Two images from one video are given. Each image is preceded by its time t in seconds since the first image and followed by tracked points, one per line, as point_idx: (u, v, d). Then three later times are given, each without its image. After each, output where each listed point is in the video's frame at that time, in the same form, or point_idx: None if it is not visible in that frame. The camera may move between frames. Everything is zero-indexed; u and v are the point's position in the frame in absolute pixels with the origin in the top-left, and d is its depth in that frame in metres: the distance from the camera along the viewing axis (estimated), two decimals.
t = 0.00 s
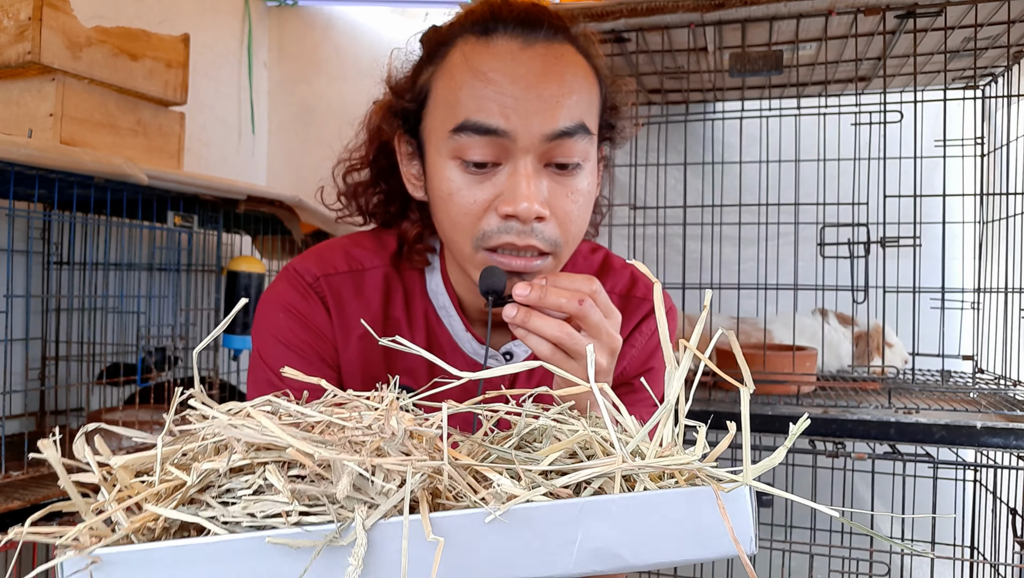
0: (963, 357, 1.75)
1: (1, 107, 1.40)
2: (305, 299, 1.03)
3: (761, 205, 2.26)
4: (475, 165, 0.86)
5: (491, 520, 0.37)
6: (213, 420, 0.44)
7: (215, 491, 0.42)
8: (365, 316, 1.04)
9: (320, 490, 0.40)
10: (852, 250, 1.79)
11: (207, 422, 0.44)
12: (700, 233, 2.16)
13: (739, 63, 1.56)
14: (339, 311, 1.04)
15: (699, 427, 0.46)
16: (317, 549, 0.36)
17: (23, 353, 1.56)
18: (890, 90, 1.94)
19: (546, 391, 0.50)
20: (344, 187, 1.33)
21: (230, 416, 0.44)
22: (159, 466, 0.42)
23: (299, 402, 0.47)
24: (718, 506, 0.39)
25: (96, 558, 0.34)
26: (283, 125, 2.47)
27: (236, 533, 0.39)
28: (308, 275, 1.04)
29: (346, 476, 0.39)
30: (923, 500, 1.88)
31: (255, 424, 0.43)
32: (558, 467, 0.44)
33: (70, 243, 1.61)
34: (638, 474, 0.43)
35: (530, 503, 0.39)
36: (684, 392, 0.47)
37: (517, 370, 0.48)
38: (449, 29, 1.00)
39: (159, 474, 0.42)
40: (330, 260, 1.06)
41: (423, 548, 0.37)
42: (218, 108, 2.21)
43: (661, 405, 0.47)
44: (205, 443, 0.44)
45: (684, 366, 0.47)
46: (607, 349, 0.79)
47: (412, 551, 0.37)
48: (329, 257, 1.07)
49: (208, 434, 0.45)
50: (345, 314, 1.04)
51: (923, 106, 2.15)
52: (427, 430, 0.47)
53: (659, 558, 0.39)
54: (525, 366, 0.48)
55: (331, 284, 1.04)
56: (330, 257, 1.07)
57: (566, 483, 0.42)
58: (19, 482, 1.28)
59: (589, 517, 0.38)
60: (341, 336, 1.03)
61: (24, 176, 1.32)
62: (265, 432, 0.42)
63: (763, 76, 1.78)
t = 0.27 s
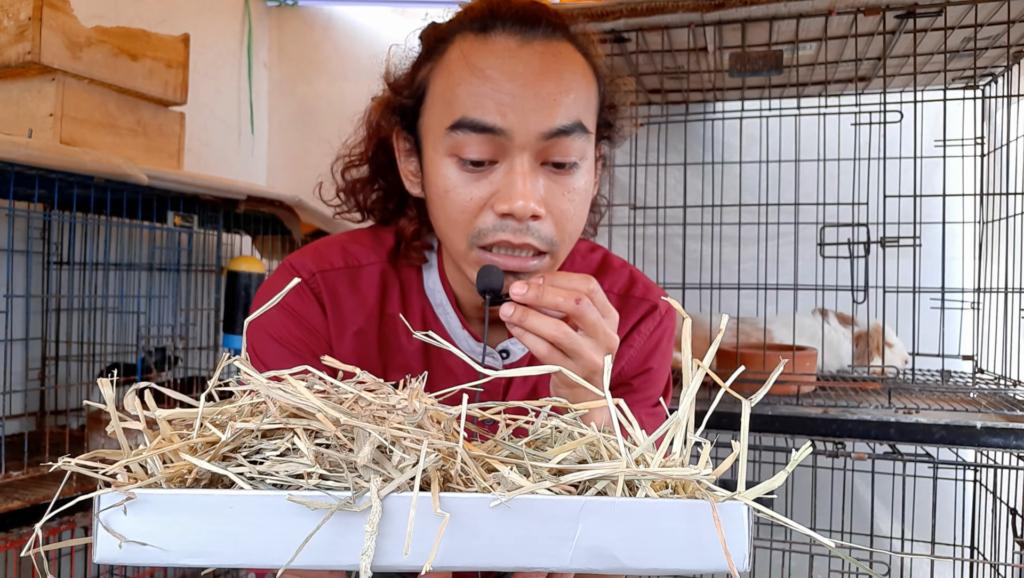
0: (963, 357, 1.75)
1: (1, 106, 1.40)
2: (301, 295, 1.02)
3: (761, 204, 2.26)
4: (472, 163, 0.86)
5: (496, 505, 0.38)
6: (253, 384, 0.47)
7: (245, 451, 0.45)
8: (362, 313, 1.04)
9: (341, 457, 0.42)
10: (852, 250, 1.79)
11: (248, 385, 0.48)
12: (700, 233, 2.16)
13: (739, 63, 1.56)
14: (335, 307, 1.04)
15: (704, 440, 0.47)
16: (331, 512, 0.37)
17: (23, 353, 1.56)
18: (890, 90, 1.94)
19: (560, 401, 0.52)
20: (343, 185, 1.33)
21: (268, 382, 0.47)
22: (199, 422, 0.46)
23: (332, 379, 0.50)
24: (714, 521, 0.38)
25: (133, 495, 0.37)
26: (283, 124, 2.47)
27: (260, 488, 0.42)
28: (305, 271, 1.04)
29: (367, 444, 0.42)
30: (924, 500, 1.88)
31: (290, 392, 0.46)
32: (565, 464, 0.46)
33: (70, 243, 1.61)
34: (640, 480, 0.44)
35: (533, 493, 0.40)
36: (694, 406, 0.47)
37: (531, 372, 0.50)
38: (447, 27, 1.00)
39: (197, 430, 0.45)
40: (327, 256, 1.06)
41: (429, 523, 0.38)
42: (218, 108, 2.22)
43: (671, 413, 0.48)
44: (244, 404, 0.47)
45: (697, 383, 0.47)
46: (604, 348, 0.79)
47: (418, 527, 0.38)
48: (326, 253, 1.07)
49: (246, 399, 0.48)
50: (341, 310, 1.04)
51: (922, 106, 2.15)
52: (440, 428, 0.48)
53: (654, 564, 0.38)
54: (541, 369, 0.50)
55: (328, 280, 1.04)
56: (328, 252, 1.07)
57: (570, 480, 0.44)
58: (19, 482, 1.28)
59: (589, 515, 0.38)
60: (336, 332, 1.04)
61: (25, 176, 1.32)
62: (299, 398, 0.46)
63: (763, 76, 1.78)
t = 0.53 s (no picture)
0: (963, 357, 1.74)
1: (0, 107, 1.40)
2: (297, 296, 1.02)
3: (761, 204, 2.26)
4: (464, 166, 0.86)
5: (493, 494, 0.38)
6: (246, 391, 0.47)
7: (241, 455, 0.45)
8: (358, 314, 1.04)
9: (337, 455, 0.42)
10: (852, 250, 1.79)
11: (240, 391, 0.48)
12: (700, 233, 2.16)
13: (739, 63, 1.56)
14: (331, 309, 1.04)
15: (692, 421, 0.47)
16: (329, 510, 0.37)
17: (23, 353, 1.56)
18: (890, 90, 1.94)
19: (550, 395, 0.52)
20: (338, 186, 1.33)
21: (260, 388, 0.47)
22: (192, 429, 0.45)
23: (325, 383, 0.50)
24: (707, 495, 0.39)
25: (130, 505, 0.36)
26: (281, 124, 2.47)
27: (256, 491, 0.41)
28: (301, 272, 1.04)
29: (362, 440, 0.42)
30: (924, 500, 1.88)
31: (283, 395, 0.46)
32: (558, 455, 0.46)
33: (70, 243, 1.62)
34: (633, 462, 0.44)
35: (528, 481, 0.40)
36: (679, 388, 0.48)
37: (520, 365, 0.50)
38: (438, 28, 1.00)
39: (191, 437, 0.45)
40: (323, 258, 1.06)
41: (428, 516, 0.38)
42: (217, 107, 2.21)
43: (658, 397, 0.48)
44: (236, 411, 0.47)
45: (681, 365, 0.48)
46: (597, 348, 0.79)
47: (417, 520, 0.38)
48: (322, 254, 1.07)
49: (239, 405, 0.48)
50: (337, 311, 1.04)
51: (923, 106, 2.15)
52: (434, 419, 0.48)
53: (649, 543, 0.39)
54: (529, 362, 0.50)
55: (324, 282, 1.04)
56: (324, 254, 1.07)
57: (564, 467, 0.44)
58: (19, 482, 1.28)
59: (584, 498, 0.39)
60: (332, 333, 1.04)
61: (24, 176, 1.32)
62: (291, 401, 0.45)
63: (763, 76, 1.78)
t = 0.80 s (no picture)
0: (963, 357, 1.74)
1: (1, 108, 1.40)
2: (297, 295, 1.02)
3: (761, 205, 2.26)
4: (461, 167, 0.86)
5: (515, 497, 0.38)
6: (268, 396, 0.47)
7: (266, 462, 0.45)
8: (358, 313, 1.04)
9: (362, 460, 0.42)
10: (851, 250, 1.79)
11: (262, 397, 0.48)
12: (700, 233, 2.16)
13: (739, 63, 1.56)
14: (331, 307, 1.04)
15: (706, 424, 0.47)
16: (357, 514, 0.37)
17: (23, 353, 1.56)
18: (891, 90, 1.94)
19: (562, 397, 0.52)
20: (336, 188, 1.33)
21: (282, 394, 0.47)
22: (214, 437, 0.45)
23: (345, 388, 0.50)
24: (723, 496, 0.40)
25: (157, 512, 0.37)
26: (281, 125, 2.47)
27: (282, 497, 0.41)
28: (301, 271, 1.04)
29: (387, 446, 0.42)
30: (924, 500, 1.88)
31: (307, 400, 0.46)
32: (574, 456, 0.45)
33: (70, 243, 1.62)
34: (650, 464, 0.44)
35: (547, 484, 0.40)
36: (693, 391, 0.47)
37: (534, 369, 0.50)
38: (434, 28, 1.00)
39: (214, 443, 0.45)
40: (323, 256, 1.06)
41: (455, 521, 0.38)
42: (217, 107, 2.21)
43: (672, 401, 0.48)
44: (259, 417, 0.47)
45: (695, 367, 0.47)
46: (599, 348, 0.79)
47: (444, 525, 0.38)
48: (322, 253, 1.07)
49: (260, 410, 0.48)
50: (337, 310, 1.04)
51: (923, 106, 2.15)
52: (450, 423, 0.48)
53: (667, 543, 0.40)
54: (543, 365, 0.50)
55: (324, 281, 1.04)
56: (324, 253, 1.07)
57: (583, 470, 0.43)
58: (19, 482, 1.28)
59: (604, 501, 0.39)
60: (333, 332, 1.03)
61: (24, 176, 1.32)
62: (314, 406, 0.45)
63: (764, 76, 1.78)
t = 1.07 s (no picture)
0: (963, 357, 1.74)
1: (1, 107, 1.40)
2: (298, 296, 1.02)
3: (761, 205, 2.26)
4: (461, 167, 0.86)
5: (509, 477, 0.38)
6: (261, 388, 0.47)
7: (260, 452, 0.45)
8: (358, 314, 1.04)
9: (355, 445, 0.42)
10: (851, 250, 1.79)
11: (256, 388, 0.47)
12: (700, 233, 2.16)
13: (739, 63, 1.56)
14: (331, 309, 1.04)
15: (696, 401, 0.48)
16: (352, 498, 0.37)
17: (23, 352, 1.56)
18: (890, 90, 1.94)
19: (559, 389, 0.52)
20: (336, 187, 1.33)
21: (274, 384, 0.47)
22: (209, 428, 0.45)
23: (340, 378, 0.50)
24: (715, 470, 0.41)
25: (154, 502, 0.36)
26: (281, 124, 2.47)
27: (278, 485, 0.41)
28: (301, 272, 1.04)
29: (380, 429, 0.42)
30: (923, 500, 1.88)
31: (299, 389, 0.46)
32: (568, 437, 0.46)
33: (70, 243, 1.62)
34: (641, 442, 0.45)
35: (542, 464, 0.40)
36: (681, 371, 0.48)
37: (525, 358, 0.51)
38: (434, 28, 1.00)
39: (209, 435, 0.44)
40: (323, 257, 1.07)
41: (449, 500, 0.38)
42: (218, 107, 2.21)
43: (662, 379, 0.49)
44: (253, 408, 0.47)
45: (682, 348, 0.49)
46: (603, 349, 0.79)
47: (438, 505, 0.38)
48: (322, 254, 1.07)
49: (255, 403, 0.48)
50: (337, 311, 1.04)
51: (923, 106, 2.15)
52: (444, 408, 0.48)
53: (662, 518, 0.40)
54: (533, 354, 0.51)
55: (324, 282, 1.04)
56: (324, 254, 1.07)
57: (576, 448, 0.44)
58: (18, 482, 1.28)
59: (598, 478, 0.39)
60: (333, 333, 1.04)
61: (24, 175, 1.32)
62: (307, 394, 0.45)
63: (763, 76, 1.78)
